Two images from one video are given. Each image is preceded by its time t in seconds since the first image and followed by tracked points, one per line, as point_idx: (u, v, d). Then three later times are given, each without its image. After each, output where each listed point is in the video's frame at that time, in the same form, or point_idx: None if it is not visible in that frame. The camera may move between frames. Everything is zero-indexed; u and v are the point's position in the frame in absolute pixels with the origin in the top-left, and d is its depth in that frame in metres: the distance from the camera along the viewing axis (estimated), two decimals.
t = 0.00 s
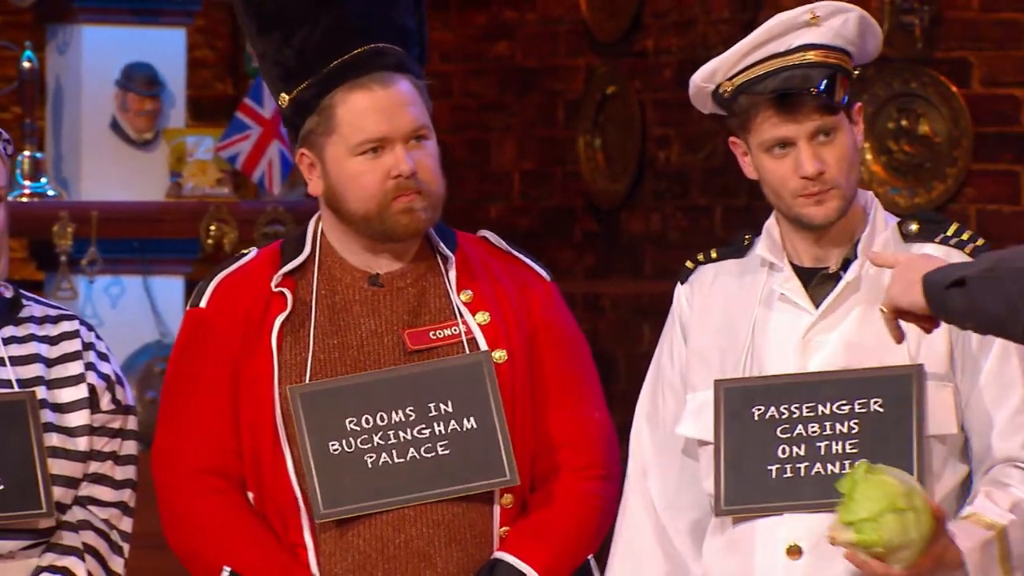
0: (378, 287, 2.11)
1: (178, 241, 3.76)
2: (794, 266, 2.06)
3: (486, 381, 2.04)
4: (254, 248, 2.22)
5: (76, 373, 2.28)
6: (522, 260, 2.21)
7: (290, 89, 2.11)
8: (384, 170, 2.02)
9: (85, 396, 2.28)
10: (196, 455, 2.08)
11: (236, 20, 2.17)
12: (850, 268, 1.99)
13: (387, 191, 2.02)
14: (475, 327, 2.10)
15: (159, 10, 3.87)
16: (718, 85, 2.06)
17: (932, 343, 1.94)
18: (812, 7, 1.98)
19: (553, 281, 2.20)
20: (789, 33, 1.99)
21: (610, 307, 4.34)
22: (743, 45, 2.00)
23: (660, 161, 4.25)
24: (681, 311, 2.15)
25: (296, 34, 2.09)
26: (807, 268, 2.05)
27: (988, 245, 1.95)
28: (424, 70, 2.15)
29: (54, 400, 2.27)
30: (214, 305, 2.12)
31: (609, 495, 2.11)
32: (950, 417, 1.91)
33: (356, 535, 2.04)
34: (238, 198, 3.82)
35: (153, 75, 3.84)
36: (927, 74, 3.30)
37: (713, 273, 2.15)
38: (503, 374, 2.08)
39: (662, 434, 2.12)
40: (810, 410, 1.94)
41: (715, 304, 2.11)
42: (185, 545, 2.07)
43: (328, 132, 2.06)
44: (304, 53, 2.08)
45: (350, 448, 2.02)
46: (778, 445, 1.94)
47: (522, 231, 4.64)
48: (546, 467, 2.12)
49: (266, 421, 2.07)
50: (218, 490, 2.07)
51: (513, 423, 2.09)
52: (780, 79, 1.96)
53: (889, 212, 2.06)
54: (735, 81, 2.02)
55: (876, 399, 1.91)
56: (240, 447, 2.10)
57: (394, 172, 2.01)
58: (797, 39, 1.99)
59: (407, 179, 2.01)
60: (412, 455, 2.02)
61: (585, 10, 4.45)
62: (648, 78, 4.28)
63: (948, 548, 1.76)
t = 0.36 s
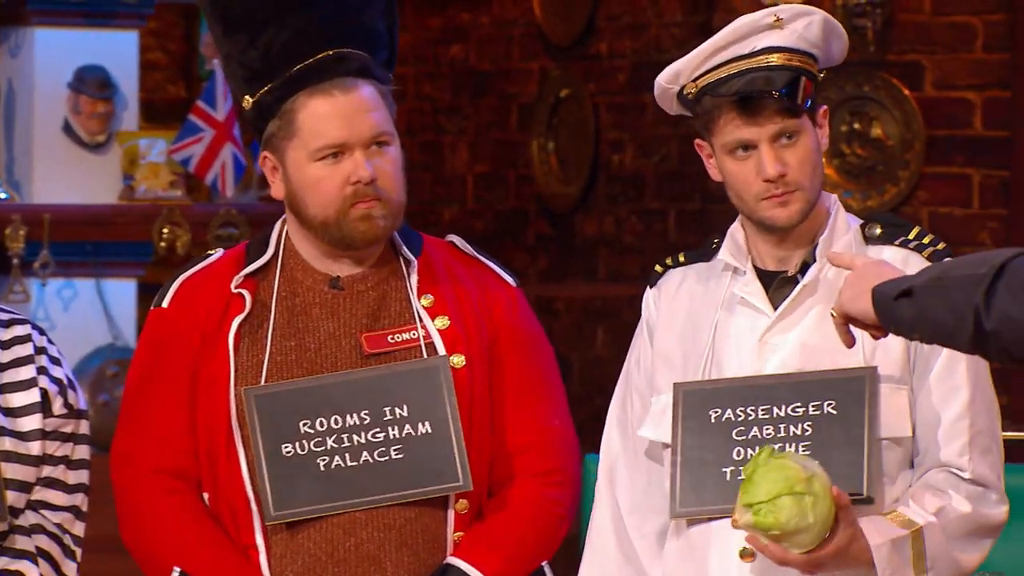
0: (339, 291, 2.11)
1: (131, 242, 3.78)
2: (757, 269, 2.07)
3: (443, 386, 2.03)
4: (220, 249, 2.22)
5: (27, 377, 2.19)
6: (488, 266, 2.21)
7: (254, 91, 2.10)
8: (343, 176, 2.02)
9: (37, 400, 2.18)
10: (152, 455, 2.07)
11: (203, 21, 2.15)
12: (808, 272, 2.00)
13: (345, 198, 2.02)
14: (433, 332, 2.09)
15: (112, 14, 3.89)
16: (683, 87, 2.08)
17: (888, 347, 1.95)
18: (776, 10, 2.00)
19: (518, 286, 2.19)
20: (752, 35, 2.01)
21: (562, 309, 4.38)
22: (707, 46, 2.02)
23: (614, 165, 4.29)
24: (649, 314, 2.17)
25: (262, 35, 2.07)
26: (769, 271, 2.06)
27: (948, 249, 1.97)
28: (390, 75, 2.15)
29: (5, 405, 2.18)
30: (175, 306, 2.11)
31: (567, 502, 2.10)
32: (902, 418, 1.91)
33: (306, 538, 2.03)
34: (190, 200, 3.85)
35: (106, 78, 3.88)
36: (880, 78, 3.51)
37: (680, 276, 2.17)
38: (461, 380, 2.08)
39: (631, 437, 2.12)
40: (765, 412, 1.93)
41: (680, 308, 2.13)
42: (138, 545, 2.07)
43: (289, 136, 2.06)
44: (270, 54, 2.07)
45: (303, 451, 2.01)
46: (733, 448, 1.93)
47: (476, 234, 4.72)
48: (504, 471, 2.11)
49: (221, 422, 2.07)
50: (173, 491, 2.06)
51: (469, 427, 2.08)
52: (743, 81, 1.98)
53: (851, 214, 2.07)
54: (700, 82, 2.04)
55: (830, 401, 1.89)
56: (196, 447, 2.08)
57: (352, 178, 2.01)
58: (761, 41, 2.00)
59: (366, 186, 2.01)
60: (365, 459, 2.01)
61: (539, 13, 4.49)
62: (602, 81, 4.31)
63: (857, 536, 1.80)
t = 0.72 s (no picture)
0: (303, 295, 2.09)
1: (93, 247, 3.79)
2: (727, 274, 2.09)
3: (406, 392, 2.02)
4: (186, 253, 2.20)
5: None
6: (456, 272, 2.18)
7: (218, 96, 2.08)
8: (306, 183, 2.00)
9: None
10: (113, 458, 2.05)
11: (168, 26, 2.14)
12: (779, 278, 2.02)
13: (308, 205, 1.99)
14: (397, 337, 2.07)
15: (74, 18, 3.88)
16: (655, 91, 2.09)
17: (858, 356, 1.97)
18: (747, 18, 2.01)
19: (485, 291, 2.16)
20: (724, 42, 2.02)
21: (524, 313, 4.40)
22: (679, 53, 2.03)
23: (575, 170, 4.31)
24: (619, 317, 2.18)
25: (225, 40, 2.06)
26: (740, 277, 2.08)
27: (917, 255, 2.01)
28: (357, 82, 2.13)
29: None
30: (140, 309, 2.09)
31: (530, 508, 2.08)
32: (873, 428, 1.93)
33: (265, 543, 2.02)
34: (152, 205, 3.84)
35: (67, 84, 3.86)
36: (841, 83, 3.59)
37: (650, 277, 2.18)
38: (423, 388, 2.06)
39: (599, 441, 2.13)
40: (735, 418, 1.94)
41: (649, 312, 2.14)
42: (97, 548, 2.05)
43: (252, 143, 2.04)
44: (233, 59, 2.05)
45: (264, 456, 2.01)
46: (703, 453, 1.95)
47: (437, 238, 4.67)
48: (465, 477, 2.09)
49: (182, 426, 2.05)
50: (133, 494, 2.04)
51: (433, 434, 2.06)
52: (714, 88, 2.00)
53: (823, 219, 2.09)
54: (672, 87, 2.06)
55: (800, 409, 1.92)
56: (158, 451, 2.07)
57: (315, 185, 1.99)
58: (733, 48, 2.02)
59: (328, 193, 1.99)
60: (326, 465, 2.01)
61: (499, 18, 4.50)
62: (563, 87, 4.34)
63: (843, 551, 1.78)
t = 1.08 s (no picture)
0: (271, 299, 2.04)
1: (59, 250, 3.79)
2: (697, 277, 2.09)
3: (373, 397, 1.98)
4: (155, 258, 2.16)
5: None
6: (423, 276, 2.14)
7: (185, 101, 2.03)
8: (273, 189, 1.95)
9: None
10: (78, 461, 2.00)
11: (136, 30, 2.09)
12: (750, 282, 2.03)
13: (275, 211, 1.95)
14: (365, 342, 2.03)
15: (38, 22, 3.82)
16: (631, 91, 2.10)
17: (829, 361, 1.97)
18: (728, 22, 2.03)
19: (452, 295, 2.13)
20: (702, 45, 2.04)
21: (490, 317, 4.45)
22: (659, 53, 2.04)
23: (542, 173, 4.33)
24: (587, 319, 2.18)
25: (195, 44, 2.01)
26: (710, 279, 2.08)
27: (888, 263, 2.02)
28: (325, 87, 2.07)
29: None
30: (105, 312, 2.05)
31: (497, 513, 2.05)
32: (840, 434, 1.93)
33: (232, 548, 1.98)
34: (116, 210, 3.91)
35: (31, 88, 3.81)
36: (806, 88, 3.77)
37: (619, 280, 2.18)
38: (391, 392, 2.02)
39: (568, 442, 2.13)
40: (704, 423, 1.94)
41: (620, 313, 2.15)
42: (63, 553, 2.00)
43: (219, 148, 1.99)
44: (201, 64, 2.00)
45: (232, 461, 1.96)
46: (671, 458, 1.95)
47: (403, 242, 4.79)
48: (433, 482, 2.06)
49: (149, 430, 2.00)
50: (98, 499, 1.99)
51: (400, 439, 2.02)
52: (691, 91, 2.01)
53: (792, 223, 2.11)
54: (648, 89, 2.07)
55: (770, 415, 1.92)
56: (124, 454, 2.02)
57: (282, 192, 1.94)
58: (711, 52, 2.03)
59: (296, 200, 1.94)
60: (294, 469, 1.96)
61: (466, 23, 4.55)
62: (529, 91, 4.36)
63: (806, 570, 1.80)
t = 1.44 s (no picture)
0: (248, 302, 1.98)
1: (32, 252, 3.87)
2: (665, 278, 1.96)
3: (349, 399, 1.90)
4: (130, 259, 2.09)
5: None
6: (398, 278, 2.09)
7: (163, 101, 2.03)
8: (250, 190, 1.92)
9: None
10: (51, 462, 1.92)
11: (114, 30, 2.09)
12: (720, 284, 1.90)
13: (251, 212, 1.92)
14: (341, 344, 1.96)
15: (10, 22, 3.87)
16: (602, 94, 1.99)
17: (798, 362, 1.84)
18: (699, 23, 1.93)
19: (429, 298, 2.07)
20: (674, 47, 1.93)
21: (464, 319, 4.42)
22: (628, 57, 1.94)
23: (515, 176, 4.37)
24: (554, 318, 2.05)
25: (174, 44, 2.01)
26: (679, 281, 1.96)
27: (859, 265, 1.90)
28: (304, 89, 2.08)
29: None
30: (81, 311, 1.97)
31: (474, 517, 1.98)
32: (812, 435, 1.80)
33: (207, 550, 1.89)
34: (90, 212, 3.93)
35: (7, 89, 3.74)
36: (780, 90, 3.83)
37: (587, 279, 2.06)
38: (368, 395, 1.94)
39: (534, 441, 2.00)
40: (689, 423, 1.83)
41: (588, 313, 2.01)
42: (35, 556, 1.92)
43: (196, 148, 1.97)
44: (180, 63, 2.00)
45: (206, 463, 1.88)
46: (642, 460, 1.79)
47: (377, 244, 4.81)
48: (411, 484, 1.98)
49: (123, 432, 1.93)
50: (73, 500, 1.92)
51: (375, 441, 1.94)
52: (662, 93, 1.89)
53: (762, 226, 1.99)
54: (619, 91, 1.96)
55: (741, 416, 1.77)
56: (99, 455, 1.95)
57: (258, 193, 1.91)
58: (684, 54, 1.93)
59: (272, 201, 1.92)
60: (269, 472, 1.88)
61: (439, 25, 4.57)
62: (502, 93, 4.39)
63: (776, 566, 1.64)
